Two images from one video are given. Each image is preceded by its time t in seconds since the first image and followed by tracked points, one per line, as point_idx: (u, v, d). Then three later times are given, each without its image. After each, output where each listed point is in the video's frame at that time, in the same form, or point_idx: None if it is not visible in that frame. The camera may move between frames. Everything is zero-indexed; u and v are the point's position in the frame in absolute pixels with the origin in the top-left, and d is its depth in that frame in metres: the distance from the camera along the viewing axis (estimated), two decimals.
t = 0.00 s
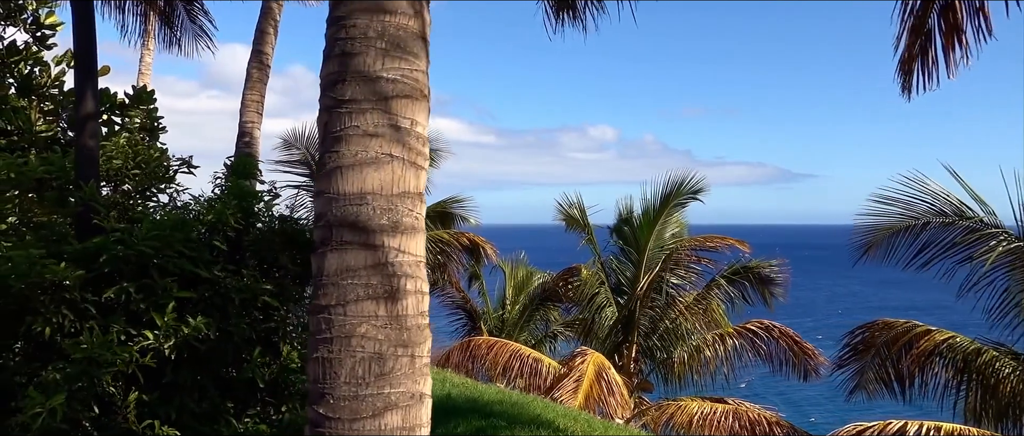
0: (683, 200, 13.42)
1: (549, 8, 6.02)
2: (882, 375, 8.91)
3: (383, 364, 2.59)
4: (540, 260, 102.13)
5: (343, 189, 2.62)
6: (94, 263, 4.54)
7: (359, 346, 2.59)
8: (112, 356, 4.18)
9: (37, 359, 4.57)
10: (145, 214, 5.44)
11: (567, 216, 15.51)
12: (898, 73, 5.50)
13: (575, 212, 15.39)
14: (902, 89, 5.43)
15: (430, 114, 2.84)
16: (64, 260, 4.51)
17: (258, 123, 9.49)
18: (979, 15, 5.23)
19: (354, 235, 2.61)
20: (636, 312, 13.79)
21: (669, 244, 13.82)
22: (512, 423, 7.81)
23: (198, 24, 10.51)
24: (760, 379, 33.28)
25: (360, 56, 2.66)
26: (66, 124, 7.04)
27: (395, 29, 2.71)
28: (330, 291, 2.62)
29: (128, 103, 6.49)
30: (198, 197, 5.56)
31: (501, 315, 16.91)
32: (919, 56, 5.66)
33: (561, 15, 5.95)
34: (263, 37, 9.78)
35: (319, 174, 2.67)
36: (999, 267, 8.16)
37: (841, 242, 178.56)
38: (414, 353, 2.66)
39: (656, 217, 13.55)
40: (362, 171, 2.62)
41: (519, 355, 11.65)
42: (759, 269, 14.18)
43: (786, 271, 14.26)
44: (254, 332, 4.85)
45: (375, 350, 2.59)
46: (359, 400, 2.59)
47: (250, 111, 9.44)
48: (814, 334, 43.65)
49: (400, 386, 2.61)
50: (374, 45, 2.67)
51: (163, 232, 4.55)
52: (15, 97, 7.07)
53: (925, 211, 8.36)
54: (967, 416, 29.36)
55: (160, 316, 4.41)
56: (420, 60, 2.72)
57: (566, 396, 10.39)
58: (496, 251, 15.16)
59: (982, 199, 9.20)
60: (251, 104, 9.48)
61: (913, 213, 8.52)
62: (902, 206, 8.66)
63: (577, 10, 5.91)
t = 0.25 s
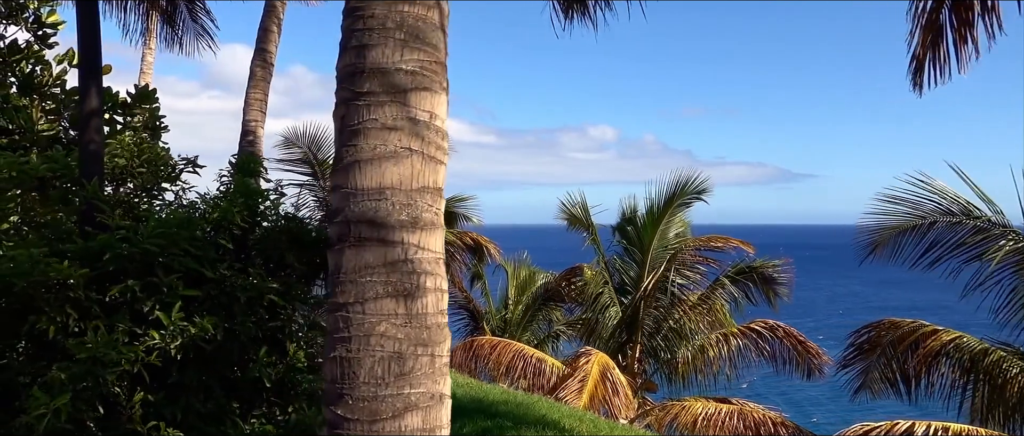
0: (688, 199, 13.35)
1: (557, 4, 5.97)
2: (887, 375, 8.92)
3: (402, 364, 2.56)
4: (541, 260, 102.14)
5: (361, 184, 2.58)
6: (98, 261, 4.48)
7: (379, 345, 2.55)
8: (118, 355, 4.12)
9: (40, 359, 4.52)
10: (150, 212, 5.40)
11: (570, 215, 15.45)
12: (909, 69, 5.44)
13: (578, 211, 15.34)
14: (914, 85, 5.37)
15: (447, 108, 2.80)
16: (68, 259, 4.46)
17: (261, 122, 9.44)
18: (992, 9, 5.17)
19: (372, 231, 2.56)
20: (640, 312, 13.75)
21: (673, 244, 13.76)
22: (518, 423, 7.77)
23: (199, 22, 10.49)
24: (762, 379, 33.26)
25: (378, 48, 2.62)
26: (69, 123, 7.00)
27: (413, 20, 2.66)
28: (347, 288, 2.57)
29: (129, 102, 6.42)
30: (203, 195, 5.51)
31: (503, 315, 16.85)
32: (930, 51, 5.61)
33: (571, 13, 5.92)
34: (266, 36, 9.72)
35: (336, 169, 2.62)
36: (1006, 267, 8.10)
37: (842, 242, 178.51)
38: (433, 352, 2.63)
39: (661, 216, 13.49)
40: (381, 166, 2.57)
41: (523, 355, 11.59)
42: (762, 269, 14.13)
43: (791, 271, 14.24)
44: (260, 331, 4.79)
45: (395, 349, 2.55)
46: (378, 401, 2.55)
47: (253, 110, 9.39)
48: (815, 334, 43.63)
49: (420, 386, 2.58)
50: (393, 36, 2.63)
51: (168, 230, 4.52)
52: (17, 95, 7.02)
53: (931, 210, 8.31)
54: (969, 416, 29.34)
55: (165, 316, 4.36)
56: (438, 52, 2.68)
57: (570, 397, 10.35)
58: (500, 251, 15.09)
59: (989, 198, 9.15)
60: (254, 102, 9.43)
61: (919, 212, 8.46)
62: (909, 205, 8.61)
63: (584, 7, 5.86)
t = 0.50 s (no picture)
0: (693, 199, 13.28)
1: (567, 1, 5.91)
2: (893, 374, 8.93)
3: (427, 364, 2.51)
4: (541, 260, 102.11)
5: (384, 178, 2.54)
6: (103, 260, 4.42)
7: (403, 345, 2.50)
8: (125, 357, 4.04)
9: (45, 360, 4.46)
10: (155, 211, 5.33)
11: (572, 214, 15.38)
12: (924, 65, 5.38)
13: (581, 211, 15.27)
14: (930, 80, 5.30)
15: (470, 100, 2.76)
16: (74, 258, 4.40)
17: (265, 121, 9.38)
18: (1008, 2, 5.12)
19: (396, 226, 2.52)
20: (644, 312, 13.69)
21: (678, 244, 13.66)
22: (524, 424, 7.72)
23: (201, 22, 10.45)
24: (764, 379, 33.22)
25: (402, 37, 2.57)
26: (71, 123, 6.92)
27: (438, 8, 2.62)
28: (370, 286, 2.53)
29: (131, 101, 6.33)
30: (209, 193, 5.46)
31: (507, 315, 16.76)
32: (945, 47, 5.54)
33: (582, 9, 5.86)
34: (270, 34, 9.66)
35: (358, 162, 2.58)
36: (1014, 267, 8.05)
37: (843, 242, 178.45)
38: (458, 353, 2.58)
39: (665, 216, 13.40)
40: (404, 159, 2.54)
41: (527, 355, 11.52)
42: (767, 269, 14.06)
43: (796, 272, 14.17)
44: (268, 331, 4.72)
45: (420, 349, 2.50)
46: (402, 402, 2.50)
47: (257, 109, 9.33)
48: (817, 334, 43.58)
49: (445, 388, 2.53)
50: (416, 26, 2.59)
51: (174, 227, 4.47)
52: (18, 95, 6.96)
53: (940, 210, 8.24)
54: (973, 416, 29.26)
55: (173, 316, 4.30)
56: (463, 42, 2.64)
57: (576, 397, 10.29)
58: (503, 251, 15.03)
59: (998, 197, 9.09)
60: (258, 101, 9.37)
61: (927, 211, 8.40)
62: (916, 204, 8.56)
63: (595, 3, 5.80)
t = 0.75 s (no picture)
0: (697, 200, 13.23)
1: None
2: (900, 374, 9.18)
3: (450, 367, 2.60)
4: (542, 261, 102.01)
5: (405, 174, 2.64)
6: (108, 260, 4.36)
7: (426, 347, 2.59)
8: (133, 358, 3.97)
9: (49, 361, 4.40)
10: (160, 211, 5.28)
11: (576, 214, 15.28)
12: (938, 63, 5.32)
13: (584, 211, 15.20)
14: (944, 78, 5.24)
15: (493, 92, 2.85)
16: (78, 258, 4.34)
17: (269, 120, 9.32)
18: None
19: (418, 224, 2.62)
20: (648, 313, 13.59)
21: (681, 245, 13.67)
22: (530, 426, 7.67)
23: (203, 23, 10.39)
24: (767, 379, 33.14)
25: (423, 31, 2.68)
26: (73, 122, 6.84)
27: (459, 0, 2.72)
28: (392, 286, 2.63)
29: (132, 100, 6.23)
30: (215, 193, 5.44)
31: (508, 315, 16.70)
32: (958, 45, 5.49)
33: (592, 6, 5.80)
34: (274, 32, 9.62)
35: (379, 158, 2.69)
36: None
37: (843, 243, 178.33)
38: (481, 354, 2.67)
39: (669, 216, 13.34)
40: (426, 155, 2.64)
41: (530, 355, 11.49)
42: (772, 269, 13.98)
43: (801, 272, 14.02)
44: (274, 331, 4.67)
45: (442, 351, 2.60)
46: (425, 406, 2.60)
47: (261, 107, 9.27)
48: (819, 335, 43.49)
49: (468, 391, 2.63)
50: (437, 19, 2.70)
51: (179, 226, 4.40)
52: (19, 95, 6.91)
53: (946, 210, 8.21)
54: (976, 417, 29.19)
55: (180, 318, 4.24)
56: (485, 34, 2.74)
57: (581, 397, 10.24)
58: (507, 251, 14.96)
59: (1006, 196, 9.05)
60: (262, 100, 9.31)
61: (934, 211, 8.37)
62: (923, 204, 8.53)
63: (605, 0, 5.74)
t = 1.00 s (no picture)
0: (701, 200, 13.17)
1: None
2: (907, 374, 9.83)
3: (480, 371, 2.54)
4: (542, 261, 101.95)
5: (432, 170, 2.58)
6: (114, 260, 4.30)
7: (455, 349, 2.53)
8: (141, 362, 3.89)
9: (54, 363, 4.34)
10: (165, 210, 5.22)
11: (579, 213, 15.18)
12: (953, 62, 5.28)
13: (588, 210, 15.04)
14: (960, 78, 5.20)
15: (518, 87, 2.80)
16: (84, 258, 4.28)
17: (273, 119, 9.27)
18: None
19: (446, 222, 2.56)
20: (652, 313, 13.48)
21: (686, 245, 13.63)
22: (535, 426, 7.65)
23: (205, 22, 10.36)
24: (767, 379, 33.12)
25: (450, 22, 2.64)
26: (74, 122, 6.79)
27: None
28: (418, 287, 2.57)
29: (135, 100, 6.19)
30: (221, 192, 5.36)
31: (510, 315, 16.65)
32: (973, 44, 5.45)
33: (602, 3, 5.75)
34: (278, 31, 9.57)
35: (405, 154, 2.63)
36: None
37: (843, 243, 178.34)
38: (511, 357, 2.62)
39: (673, 216, 13.30)
40: (454, 150, 2.58)
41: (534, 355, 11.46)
42: (776, 270, 13.86)
43: (806, 272, 13.96)
44: (283, 332, 4.63)
45: (472, 354, 2.53)
46: (454, 411, 2.54)
47: (264, 106, 9.21)
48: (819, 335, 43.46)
49: (498, 395, 2.57)
50: (465, 10, 2.66)
51: (187, 226, 4.33)
52: (21, 93, 6.86)
53: (953, 210, 8.43)
54: (978, 417, 29.16)
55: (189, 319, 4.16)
56: (512, 27, 2.71)
57: (586, 398, 10.17)
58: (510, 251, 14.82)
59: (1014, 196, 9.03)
60: (266, 98, 9.25)
61: (941, 212, 8.57)
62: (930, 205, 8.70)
63: None
